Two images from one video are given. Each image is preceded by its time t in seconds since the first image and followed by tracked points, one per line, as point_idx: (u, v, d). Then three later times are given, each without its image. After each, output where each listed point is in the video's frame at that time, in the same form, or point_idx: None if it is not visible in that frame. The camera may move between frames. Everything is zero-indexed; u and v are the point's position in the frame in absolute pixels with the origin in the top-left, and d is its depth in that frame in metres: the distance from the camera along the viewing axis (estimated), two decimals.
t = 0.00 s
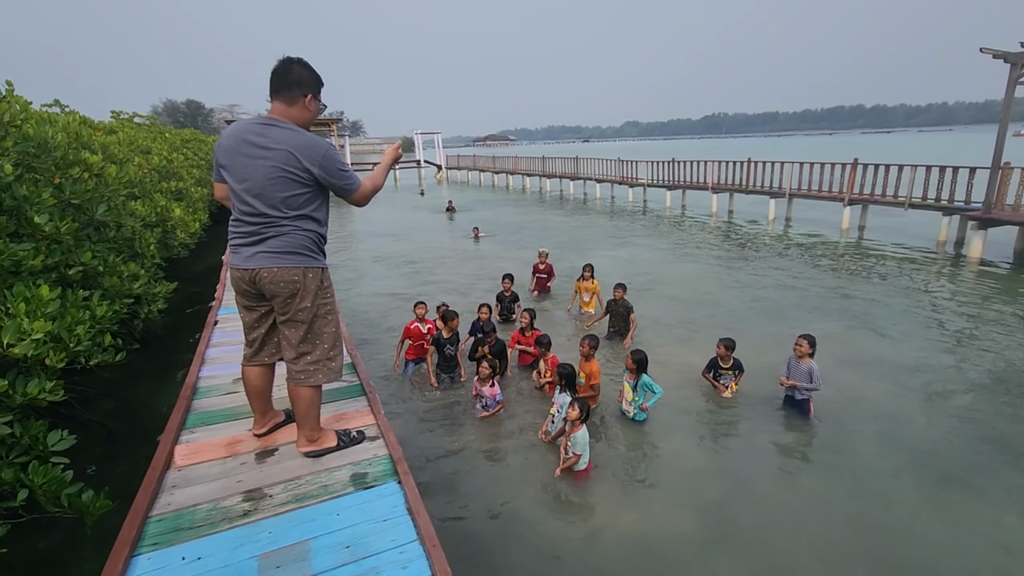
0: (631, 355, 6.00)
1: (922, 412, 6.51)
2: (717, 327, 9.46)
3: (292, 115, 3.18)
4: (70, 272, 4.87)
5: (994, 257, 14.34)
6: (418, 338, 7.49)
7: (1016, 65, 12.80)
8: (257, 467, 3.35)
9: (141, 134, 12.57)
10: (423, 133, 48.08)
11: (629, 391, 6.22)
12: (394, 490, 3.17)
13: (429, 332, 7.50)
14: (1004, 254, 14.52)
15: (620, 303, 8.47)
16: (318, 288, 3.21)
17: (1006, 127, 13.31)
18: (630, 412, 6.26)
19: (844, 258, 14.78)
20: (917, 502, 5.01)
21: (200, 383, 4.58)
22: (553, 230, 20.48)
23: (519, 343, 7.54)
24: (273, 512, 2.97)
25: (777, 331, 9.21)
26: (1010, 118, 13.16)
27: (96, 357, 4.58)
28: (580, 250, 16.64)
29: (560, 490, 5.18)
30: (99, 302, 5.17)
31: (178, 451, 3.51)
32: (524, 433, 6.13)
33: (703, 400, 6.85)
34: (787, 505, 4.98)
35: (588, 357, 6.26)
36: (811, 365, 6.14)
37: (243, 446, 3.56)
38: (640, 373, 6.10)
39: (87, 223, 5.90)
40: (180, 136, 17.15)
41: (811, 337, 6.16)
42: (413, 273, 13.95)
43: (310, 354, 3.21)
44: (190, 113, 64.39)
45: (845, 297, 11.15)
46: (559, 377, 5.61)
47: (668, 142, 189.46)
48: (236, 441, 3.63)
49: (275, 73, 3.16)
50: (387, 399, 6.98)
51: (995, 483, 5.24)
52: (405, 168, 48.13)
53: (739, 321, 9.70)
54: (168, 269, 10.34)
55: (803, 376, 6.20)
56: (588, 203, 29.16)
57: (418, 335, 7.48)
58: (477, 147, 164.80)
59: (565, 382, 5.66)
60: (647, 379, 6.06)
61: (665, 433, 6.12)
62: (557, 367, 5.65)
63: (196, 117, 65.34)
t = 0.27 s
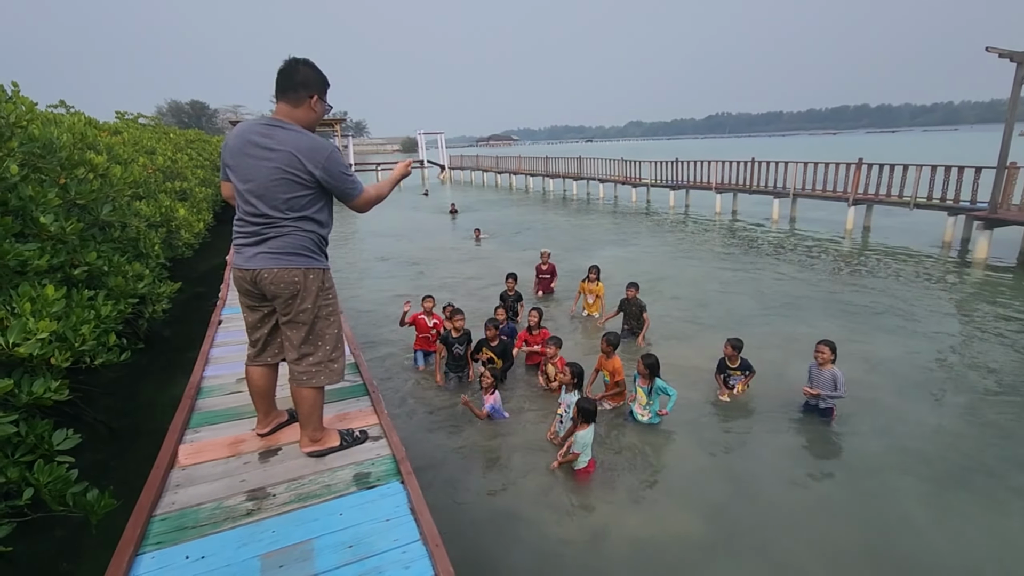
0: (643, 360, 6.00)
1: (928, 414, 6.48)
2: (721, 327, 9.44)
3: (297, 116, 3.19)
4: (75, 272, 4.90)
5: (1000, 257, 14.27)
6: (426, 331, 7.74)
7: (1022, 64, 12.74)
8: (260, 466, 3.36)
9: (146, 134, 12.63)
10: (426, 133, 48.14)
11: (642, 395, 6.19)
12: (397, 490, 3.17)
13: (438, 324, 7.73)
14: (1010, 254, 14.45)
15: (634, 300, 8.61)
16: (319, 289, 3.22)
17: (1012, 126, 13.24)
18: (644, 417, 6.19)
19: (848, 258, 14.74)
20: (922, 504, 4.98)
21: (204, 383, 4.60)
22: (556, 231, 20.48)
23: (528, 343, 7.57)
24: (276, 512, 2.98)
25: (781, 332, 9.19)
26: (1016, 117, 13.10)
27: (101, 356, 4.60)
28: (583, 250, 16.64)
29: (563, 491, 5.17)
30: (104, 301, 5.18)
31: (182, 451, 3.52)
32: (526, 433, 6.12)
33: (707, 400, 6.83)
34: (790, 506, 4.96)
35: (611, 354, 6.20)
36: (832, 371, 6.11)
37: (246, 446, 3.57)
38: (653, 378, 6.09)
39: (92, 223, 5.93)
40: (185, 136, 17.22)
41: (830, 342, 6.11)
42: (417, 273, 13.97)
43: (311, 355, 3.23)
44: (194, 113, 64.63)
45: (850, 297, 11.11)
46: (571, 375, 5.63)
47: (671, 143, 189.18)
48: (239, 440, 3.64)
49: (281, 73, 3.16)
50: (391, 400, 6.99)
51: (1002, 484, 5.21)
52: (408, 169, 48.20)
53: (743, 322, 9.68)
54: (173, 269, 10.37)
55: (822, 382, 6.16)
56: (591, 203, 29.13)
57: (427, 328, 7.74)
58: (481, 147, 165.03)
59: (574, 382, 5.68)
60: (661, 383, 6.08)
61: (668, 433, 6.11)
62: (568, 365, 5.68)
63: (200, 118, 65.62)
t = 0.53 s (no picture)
0: (653, 359, 5.97)
1: (933, 413, 6.46)
2: (725, 326, 9.43)
3: (305, 117, 3.19)
4: (81, 271, 4.92)
5: (1005, 257, 14.20)
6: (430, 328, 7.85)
7: None
8: (265, 464, 3.37)
9: (151, 133, 12.68)
10: (430, 132, 48.14)
11: (652, 397, 6.16)
12: (401, 488, 3.19)
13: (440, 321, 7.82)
14: (1016, 254, 14.39)
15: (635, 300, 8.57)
16: (321, 289, 3.23)
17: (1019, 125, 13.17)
18: (655, 416, 6.15)
19: (853, 257, 14.69)
20: (926, 504, 4.98)
21: (208, 381, 4.61)
22: (560, 230, 20.46)
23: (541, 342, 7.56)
24: (281, 509, 2.99)
25: (785, 331, 9.17)
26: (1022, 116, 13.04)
27: (106, 355, 4.62)
28: (586, 249, 16.63)
29: (567, 490, 5.18)
30: (109, 300, 5.21)
31: (187, 449, 3.54)
32: (530, 432, 6.13)
33: (711, 400, 6.83)
34: (794, 506, 4.96)
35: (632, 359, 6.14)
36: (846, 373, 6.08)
37: (251, 444, 3.59)
38: (664, 379, 6.07)
39: (98, 222, 5.95)
40: (189, 135, 17.26)
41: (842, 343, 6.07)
42: (420, 272, 13.98)
43: (313, 354, 3.24)
44: (199, 113, 64.80)
45: (854, 297, 11.08)
46: (579, 373, 5.63)
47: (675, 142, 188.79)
48: (244, 438, 3.66)
49: (291, 72, 3.16)
50: (394, 398, 7.00)
51: (1007, 484, 5.20)
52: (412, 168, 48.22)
53: (747, 321, 9.66)
54: (177, 268, 10.40)
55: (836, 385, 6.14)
56: (595, 202, 29.11)
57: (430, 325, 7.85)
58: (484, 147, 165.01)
59: (583, 380, 5.68)
60: (670, 383, 6.11)
61: (672, 432, 6.11)
62: (576, 363, 5.67)
63: (204, 117, 65.78)
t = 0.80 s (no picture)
0: (658, 356, 5.88)
1: (932, 406, 6.48)
2: (724, 320, 9.44)
3: (315, 115, 3.17)
4: (79, 267, 4.91)
5: (1004, 250, 14.22)
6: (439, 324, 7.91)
7: None
8: (266, 459, 3.38)
9: (149, 129, 12.64)
10: (428, 126, 48.01)
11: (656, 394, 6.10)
12: (401, 482, 3.19)
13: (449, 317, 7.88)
14: (1014, 247, 14.40)
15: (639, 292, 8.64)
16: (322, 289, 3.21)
17: (1018, 118, 13.16)
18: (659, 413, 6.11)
19: (852, 251, 14.70)
20: (924, 496, 5.00)
21: (208, 376, 4.61)
22: (559, 224, 20.45)
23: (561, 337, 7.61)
24: (282, 503, 3.00)
25: (784, 325, 9.18)
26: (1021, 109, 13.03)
27: (106, 350, 4.62)
28: (586, 244, 16.63)
29: (567, 484, 5.19)
30: (108, 296, 5.21)
31: (188, 444, 3.55)
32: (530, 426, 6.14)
33: (709, 394, 6.84)
34: (793, 499, 4.98)
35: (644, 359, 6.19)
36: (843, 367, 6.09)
37: (252, 439, 3.59)
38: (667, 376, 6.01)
39: (96, 218, 5.94)
40: (186, 131, 17.20)
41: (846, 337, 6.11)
42: (420, 267, 13.97)
43: (314, 355, 3.23)
44: (196, 108, 64.56)
45: (853, 290, 11.10)
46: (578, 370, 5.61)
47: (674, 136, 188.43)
48: (244, 433, 3.66)
49: (302, 69, 3.14)
50: (394, 393, 7.00)
51: (1004, 477, 5.22)
52: (410, 163, 48.12)
53: (746, 315, 9.67)
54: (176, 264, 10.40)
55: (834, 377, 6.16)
56: (594, 197, 29.09)
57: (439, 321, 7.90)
58: (483, 141, 164.62)
59: (583, 375, 5.68)
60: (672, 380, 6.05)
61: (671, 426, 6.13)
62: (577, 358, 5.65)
63: (202, 113, 65.58)
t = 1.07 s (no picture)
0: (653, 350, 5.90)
1: (918, 395, 6.56)
2: (714, 311, 9.49)
3: (314, 111, 3.13)
4: (64, 261, 4.85)
5: (989, 240, 14.38)
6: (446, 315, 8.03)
7: (1014, 46, 12.74)
8: (255, 452, 3.36)
9: (133, 121, 12.46)
10: (418, 118, 47.71)
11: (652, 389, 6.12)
12: (392, 474, 3.19)
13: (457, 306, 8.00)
14: (999, 237, 14.57)
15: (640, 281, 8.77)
16: (302, 286, 3.14)
17: (1003, 109, 13.27)
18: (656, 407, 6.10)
19: (841, 242, 14.80)
20: (910, 484, 5.07)
21: (197, 371, 4.58)
22: (550, 217, 20.44)
23: (560, 322, 7.67)
24: (272, 497, 2.99)
25: (774, 315, 9.25)
26: (1007, 100, 13.14)
27: (92, 346, 4.57)
28: (577, 236, 16.64)
29: (558, 475, 5.21)
30: (94, 290, 5.14)
31: (176, 438, 3.52)
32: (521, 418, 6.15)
33: (700, 384, 6.89)
34: (782, 488, 5.04)
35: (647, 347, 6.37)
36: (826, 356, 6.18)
37: (241, 433, 3.57)
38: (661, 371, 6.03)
39: (80, 211, 5.85)
40: (172, 123, 16.98)
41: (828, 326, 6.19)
42: (410, 260, 13.92)
43: (300, 352, 3.24)
44: (182, 100, 63.71)
45: (841, 281, 11.19)
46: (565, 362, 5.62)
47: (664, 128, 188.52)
48: (234, 427, 3.64)
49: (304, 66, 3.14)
50: (385, 386, 6.99)
51: (988, 464, 5.31)
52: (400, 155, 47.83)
53: (736, 306, 9.73)
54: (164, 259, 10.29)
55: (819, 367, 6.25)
56: (585, 189, 29.08)
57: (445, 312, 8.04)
58: (473, 133, 163.86)
59: (574, 368, 5.68)
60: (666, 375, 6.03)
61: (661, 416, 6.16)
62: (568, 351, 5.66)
63: (188, 105, 64.74)
